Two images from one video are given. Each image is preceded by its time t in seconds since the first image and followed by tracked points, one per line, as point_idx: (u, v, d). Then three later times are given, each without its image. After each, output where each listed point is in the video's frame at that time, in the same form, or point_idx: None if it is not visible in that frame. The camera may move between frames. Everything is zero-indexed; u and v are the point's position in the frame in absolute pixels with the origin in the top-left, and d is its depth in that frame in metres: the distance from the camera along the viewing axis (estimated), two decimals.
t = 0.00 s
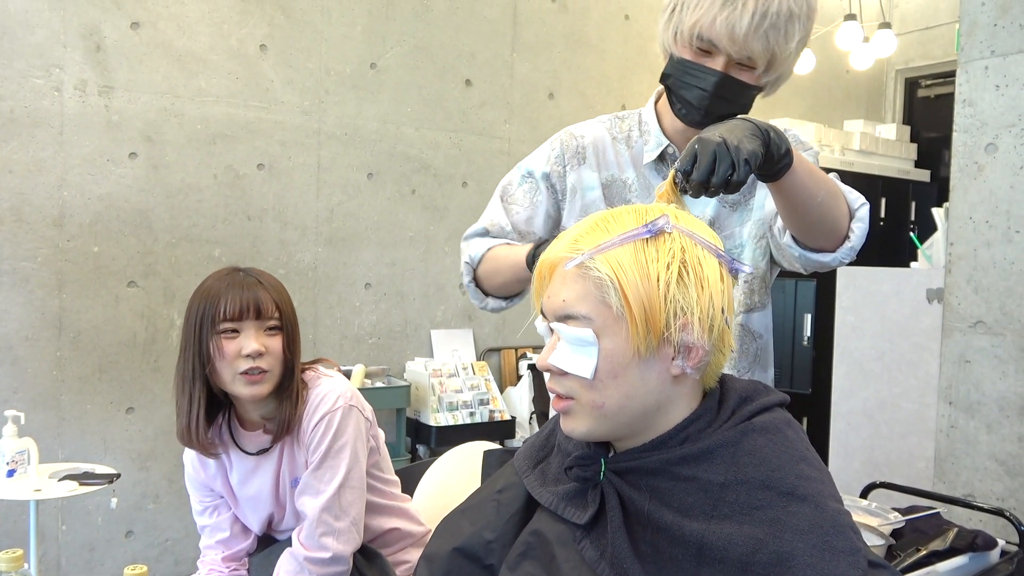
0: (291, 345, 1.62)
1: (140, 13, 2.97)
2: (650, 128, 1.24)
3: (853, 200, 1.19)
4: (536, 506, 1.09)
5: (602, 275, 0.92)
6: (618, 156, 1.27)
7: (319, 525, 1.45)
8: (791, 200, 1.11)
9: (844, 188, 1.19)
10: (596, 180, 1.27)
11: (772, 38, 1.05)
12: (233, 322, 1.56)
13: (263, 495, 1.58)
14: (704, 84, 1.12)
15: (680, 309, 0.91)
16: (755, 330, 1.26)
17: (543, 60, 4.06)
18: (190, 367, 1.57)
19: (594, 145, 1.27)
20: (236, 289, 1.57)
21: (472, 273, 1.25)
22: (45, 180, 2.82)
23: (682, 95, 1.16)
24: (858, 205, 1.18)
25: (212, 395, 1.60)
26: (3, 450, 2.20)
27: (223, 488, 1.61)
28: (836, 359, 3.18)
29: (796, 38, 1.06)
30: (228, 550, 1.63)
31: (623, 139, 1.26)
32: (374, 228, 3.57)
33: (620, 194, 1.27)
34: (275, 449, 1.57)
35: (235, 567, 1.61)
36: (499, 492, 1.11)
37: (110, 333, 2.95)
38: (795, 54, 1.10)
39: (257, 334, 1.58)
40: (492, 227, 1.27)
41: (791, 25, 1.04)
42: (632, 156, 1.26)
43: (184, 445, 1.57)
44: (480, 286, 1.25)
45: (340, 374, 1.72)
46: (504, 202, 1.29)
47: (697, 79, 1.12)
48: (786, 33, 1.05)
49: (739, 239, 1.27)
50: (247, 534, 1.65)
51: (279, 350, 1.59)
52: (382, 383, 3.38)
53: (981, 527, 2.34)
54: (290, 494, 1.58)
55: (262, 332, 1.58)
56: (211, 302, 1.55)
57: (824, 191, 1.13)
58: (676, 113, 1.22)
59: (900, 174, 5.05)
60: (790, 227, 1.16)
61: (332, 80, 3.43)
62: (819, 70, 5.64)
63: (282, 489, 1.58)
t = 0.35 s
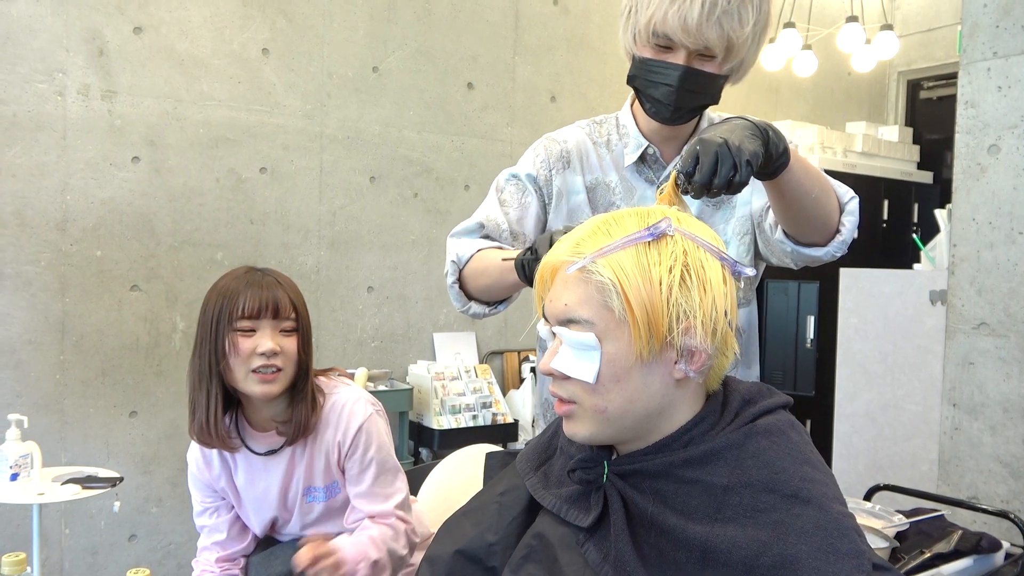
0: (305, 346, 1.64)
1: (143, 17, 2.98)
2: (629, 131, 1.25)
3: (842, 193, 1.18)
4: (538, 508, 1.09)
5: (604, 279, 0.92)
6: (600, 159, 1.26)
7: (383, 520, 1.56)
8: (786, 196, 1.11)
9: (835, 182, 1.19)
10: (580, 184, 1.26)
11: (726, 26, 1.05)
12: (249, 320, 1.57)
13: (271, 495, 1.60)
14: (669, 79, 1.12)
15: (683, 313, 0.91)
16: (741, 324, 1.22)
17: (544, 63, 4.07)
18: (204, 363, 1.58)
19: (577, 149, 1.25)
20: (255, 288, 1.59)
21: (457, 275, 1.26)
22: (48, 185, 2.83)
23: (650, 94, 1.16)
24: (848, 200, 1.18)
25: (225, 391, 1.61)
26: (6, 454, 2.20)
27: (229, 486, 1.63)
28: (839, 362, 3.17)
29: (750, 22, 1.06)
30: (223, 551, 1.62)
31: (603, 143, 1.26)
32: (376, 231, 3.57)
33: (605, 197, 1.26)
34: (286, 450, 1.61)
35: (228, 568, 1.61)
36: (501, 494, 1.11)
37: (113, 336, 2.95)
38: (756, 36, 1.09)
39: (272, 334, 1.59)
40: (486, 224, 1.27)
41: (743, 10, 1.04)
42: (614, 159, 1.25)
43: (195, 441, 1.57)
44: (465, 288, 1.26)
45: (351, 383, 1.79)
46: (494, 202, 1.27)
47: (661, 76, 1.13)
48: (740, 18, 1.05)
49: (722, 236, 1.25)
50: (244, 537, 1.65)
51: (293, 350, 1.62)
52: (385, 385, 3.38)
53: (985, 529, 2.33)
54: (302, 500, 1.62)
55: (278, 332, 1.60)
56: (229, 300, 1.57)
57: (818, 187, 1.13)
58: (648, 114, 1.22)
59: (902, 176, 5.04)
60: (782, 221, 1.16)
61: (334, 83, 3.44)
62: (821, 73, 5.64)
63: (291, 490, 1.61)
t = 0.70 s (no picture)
0: (309, 346, 1.64)
1: (146, 19, 2.99)
2: (621, 132, 1.25)
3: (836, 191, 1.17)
4: (537, 509, 1.09)
5: (605, 282, 0.92)
6: (593, 161, 1.25)
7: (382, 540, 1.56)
8: (780, 195, 1.11)
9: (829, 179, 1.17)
10: (572, 187, 1.26)
11: (712, 24, 1.05)
12: (254, 319, 1.59)
13: (273, 498, 1.61)
14: (658, 80, 1.12)
15: (685, 317, 0.91)
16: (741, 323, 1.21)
17: (546, 65, 4.07)
18: (209, 360, 1.59)
19: (569, 151, 1.25)
20: (260, 285, 1.60)
21: (461, 286, 1.21)
22: (50, 187, 2.83)
23: (641, 96, 1.16)
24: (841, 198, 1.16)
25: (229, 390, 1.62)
26: (7, 454, 2.20)
27: (231, 489, 1.64)
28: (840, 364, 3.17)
29: (736, 20, 1.06)
30: (227, 555, 1.63)
31: (595, 145, 1.26)
32: (378, 233, 3.58)
33: (597, 200, 1.26)
34: (291, 450, 1.61)
35: (232, 572, 1.61)
36: (500, 495, 1.11)
37: (114, 337, 2.95)
38: (742, 34, 1.10)
39: (276, 333, 1.60)
40: (485, 230, 1.23)
41: (728, 8, 1.04)
42: (606, 161, 1.25)
43: (199, 439, 1.58)
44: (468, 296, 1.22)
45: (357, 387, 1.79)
46: (493, 208, 1.25)
47: (651, 78, 1.13)
48: (725, 16, 1.05)
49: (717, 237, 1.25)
50: (247, 540, 1.66)
51: (297, 349, 1.62)
52: (386, 387, 3.38)
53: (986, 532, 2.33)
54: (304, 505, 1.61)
55: (281, 331, 1.61)
56: (234, 297, 1.58)
57: (812, 184, 1.12)
58: (639, 117, 1.22)
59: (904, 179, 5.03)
60: (776, 220, 1.15)
61: (336, 86, 3.44)
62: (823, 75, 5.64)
63: (294, 492, 1.61)
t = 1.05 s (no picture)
0: (306, 354, 1.64)
1: (147, 22, 3.00)
2: (610, 142, 1.30)
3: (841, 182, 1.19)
4: (535, 510, 1.10)
5: (602, 281, 0.93)
6: (586, 175, 1.30)
7: (350, 542, 1.52)
8: (786, 202, 1.14)
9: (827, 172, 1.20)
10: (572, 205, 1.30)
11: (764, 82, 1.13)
12: (249, 329, 1.58)
13: (267, 500, 1.61)
14: (705, 125, 1.17)
15: (680, 317, 0.92)
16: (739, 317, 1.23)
17: (547, 67, 4.08)
18: (206, 370, 1.60)
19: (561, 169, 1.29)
20: (255, 295, 1.59)
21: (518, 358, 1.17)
22: (52, 188, 2.84)
23: (678, 134, 1.20)
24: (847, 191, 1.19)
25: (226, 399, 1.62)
26: (8, 455, 2.20)
27: (229, 489, 1.65)
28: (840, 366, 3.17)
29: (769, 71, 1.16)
30: (223, 554, 1.64)
31: (586, 158, 1.31)
32: (378, 234, 3.58)
33: (598, 212, 1.31)
34: (283, 457, 1.61)
35: (228, 570, 1.62)
36: (499, 495, 1.11)
37: (116, 338, 2.96)
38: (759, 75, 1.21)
39: (272, 343, 1.60)
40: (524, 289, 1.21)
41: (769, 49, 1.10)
42: (600, 173, 1.31)
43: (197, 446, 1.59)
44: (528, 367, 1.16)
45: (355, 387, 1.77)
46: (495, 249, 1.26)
47: (697, 122, 1.17)
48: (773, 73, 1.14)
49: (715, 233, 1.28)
50: (244, 539, 1.67)
51: (295, 359, 1.61)
52: (386, 389, 3.39)
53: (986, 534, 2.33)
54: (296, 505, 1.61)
55: (278, 341, 1.60)
56: (229, 308, 1.58)
57: (815, 185, 1.15)
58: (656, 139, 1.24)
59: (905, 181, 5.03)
60: (788, 221, 1.19)
61: (337, 88, 3.45)
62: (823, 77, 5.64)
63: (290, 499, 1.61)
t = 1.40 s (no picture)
0: (299, 355, 1.64)
1: (150, 20, 3.00)
2: (628, 166, 1.35)
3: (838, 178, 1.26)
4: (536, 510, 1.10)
5: (600, 279, 0.93)
6: (610, 199, 1.36)
7: (334, 532, 1.51)
8: (792, 206, 1.18)
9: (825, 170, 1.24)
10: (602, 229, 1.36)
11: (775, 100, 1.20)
12: (239, 333, 1.58)
13: (266, 497, 1.62)
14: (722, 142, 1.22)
15: (678, 315, 0.92)
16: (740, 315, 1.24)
17: (549, 68, 4.08)
18: (198, 376, 1.60)
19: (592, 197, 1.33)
20: (244, 298, 1.59)
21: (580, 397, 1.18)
22: (54, 187, 2.84)
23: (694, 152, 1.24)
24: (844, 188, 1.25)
25: (219, 402, 1.62)
26: (9, 452, 2.21)
27: (227, 488, 1.65)
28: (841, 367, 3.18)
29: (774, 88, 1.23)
30: (223, 553, 1.65)
31: (606, 182, 1.36)
32: (380, 234, 3.58)
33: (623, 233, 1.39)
34: (281, 455, 1.62)
35: (228, 568, 1.63)
36: (499, 495, 1.11)
37: (117, 337, 2.97)
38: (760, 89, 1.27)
39: (264, 346, 1.59)
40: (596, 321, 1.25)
41: (787, 69, 1.16)
42: (621, 196, 1.37)
43: (191, 452, 1.59)
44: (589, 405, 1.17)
45: (346, 379, 1.77)
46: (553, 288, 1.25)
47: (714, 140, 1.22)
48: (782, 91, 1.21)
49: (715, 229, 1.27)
50: (244, 538, 1.68)
51: (287, 361, 1.61)
52: (387, 388, 3.39)
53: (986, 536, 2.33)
54: (292, 499, 1.62)
55: (269, 344, 1.60)
56: (220, 314, 1.57)
57: (818, 188, 1.20)
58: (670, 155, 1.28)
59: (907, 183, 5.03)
60: (791, 221, 1.23)
61: (339, 87, 3.46)
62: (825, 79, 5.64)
63: (287, 491, 1.63)
